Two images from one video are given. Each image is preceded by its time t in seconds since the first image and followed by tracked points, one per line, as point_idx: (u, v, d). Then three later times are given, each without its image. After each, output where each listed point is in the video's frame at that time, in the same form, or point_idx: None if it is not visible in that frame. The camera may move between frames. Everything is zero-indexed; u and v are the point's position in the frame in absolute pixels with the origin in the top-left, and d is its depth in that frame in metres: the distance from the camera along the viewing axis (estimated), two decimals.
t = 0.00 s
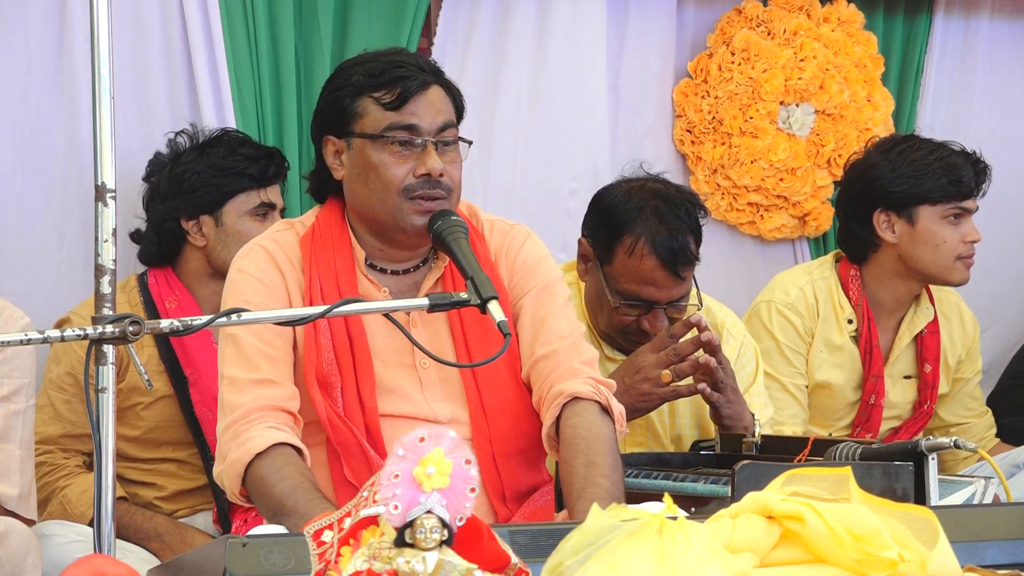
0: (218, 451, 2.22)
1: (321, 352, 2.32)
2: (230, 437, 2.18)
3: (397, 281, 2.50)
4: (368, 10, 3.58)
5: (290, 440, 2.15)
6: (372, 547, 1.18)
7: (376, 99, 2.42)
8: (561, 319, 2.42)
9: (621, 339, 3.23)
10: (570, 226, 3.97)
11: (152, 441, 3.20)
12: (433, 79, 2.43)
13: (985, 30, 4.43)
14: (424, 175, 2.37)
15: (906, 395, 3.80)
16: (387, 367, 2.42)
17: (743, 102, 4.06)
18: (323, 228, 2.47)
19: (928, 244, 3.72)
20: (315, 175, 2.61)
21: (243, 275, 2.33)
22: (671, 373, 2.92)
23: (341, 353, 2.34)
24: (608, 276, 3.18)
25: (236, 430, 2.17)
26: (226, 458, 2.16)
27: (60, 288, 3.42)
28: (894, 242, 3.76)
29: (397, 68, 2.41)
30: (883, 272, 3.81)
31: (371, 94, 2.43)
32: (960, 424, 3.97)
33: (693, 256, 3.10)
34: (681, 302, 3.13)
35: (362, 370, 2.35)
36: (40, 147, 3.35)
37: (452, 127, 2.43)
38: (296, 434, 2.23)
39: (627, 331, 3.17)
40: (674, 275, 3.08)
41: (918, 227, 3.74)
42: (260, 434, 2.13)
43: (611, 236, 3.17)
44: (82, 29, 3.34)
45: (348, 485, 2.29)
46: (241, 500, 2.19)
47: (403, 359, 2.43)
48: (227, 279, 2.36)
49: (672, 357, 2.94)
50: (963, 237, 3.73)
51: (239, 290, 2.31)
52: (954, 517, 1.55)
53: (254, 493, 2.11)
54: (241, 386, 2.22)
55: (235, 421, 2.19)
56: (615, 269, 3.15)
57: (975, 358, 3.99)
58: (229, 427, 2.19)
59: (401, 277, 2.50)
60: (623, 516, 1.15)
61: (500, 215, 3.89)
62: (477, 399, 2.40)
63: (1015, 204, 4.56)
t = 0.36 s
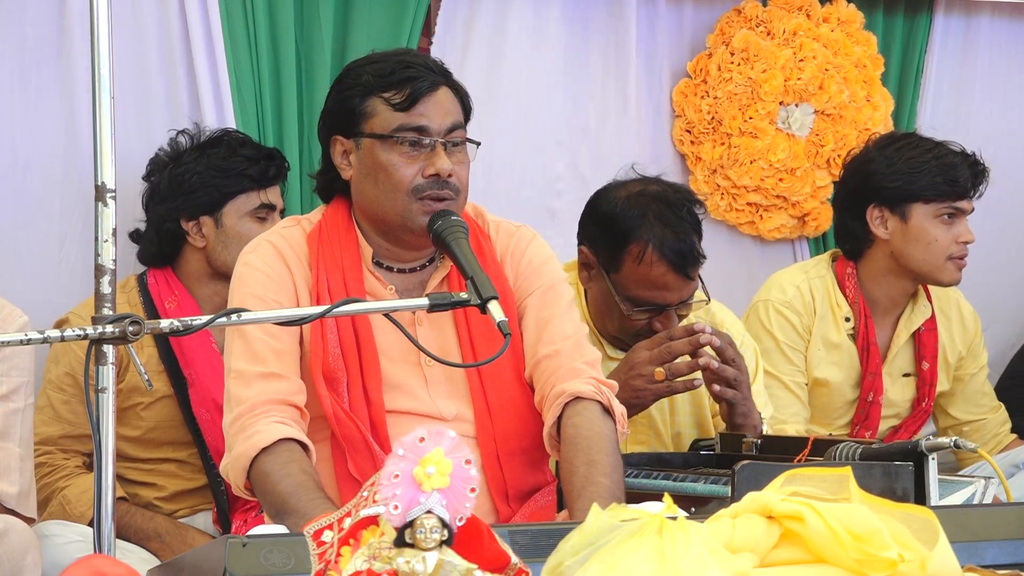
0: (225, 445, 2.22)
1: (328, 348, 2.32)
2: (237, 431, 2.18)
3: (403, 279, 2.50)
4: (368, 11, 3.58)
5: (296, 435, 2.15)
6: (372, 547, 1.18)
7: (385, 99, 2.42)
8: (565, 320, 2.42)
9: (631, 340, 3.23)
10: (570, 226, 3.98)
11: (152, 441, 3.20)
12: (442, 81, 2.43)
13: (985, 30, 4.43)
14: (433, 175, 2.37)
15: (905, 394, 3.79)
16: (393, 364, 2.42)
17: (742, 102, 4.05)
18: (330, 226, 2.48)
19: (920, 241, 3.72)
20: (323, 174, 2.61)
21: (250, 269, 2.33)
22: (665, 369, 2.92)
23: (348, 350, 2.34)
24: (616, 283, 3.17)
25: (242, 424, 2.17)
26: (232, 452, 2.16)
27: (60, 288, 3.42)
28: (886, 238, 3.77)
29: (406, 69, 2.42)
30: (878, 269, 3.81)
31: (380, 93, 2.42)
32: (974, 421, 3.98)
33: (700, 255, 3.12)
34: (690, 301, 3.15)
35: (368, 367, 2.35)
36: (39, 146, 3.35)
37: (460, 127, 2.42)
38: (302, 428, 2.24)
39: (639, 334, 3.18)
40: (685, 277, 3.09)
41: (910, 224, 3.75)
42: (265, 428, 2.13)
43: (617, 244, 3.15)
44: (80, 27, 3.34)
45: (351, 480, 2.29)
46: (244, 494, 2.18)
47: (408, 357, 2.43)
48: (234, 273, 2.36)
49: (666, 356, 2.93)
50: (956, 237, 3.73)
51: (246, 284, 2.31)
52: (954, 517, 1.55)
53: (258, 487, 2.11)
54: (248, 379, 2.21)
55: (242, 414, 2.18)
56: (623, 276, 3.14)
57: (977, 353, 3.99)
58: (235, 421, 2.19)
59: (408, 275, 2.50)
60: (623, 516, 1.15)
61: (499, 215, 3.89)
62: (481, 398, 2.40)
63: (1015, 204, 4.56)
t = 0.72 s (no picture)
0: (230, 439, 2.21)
1: (330, 344, 2.33)
2: (240, 427, 2.17)
3: (405, 276, 2.50)
4: (368, 10, 3.58)
5: (300, 430, 2.15)
6: (372, 547, 1.18)
7: (394, 106, 2.41)
8: (567, 319, 2.42)
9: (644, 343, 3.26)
10: (570, 226, 3.98)
11: (152, 442, 3.20)
12: (455, 93, 2.40)
13: (984, 29, 4.44)
14: (429, 188, 2.36)
15: (904, 394, 3.79)
16: (395, 361, 2.42)
17: (747, 101, 4.05)
18: (333, 222, 2.48)
19: (915, 240, 3.73)
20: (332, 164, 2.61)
21: (253, 265, 2.34)
22: (678, 376, 2.94)
23: (350, 348, 2.34)
24: (629, 293, 3.16)
25: (246, 419, 2.17)
26: (235, 447, 2.16)
27: (60, 288, 3.42)
28: (882, 237, 3.78)
29: (418, 79, 2.40)
30: (874, 269, 3.81)
31: (391, 100, 2.41)
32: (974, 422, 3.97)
33: (713, 260, 3.12)
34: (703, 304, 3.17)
35: (371, 366, 2.35)
36: (39, 146, 3.35)
37: (468, 139, 2.40)
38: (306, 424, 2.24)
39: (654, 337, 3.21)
40: (700, 284, 3.10)
41: (905, 223, 3.75)
42: (269, 424, 2.13)
43: (630, 257, 3.13)
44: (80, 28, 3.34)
45: (353, 478, 2.29)
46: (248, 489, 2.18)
47: (410, 355, 2.43)
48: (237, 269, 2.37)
49: (684, 364, 2.95)
50: (951, 235, 3.73)
51: (249, 279, 2.31)
52: (954, 517, 1.55)
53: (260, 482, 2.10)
54: (250, 374, 2.22)
55: (246, 409, 2.18)
56: (637, 286, 3.14)
57: (977, 353, 3.99)
58: (239, 416, 2.19)
59: (410, 272, 2.51)
60: (622, 516, 1.15)
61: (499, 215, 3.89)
62: (483, 397, 2.40)
63: (1014, 203, 4.57)
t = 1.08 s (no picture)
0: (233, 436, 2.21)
1: (335, 343, 2.32)
2: (244, 424, 2.17)
3: (412, 276, 2.51)
4: (368, 10, 3.58)
5: (304, 429, 2.15)
6: (372, 547, 1.18)
7: (399, 101, 2.41)
8: (574, 322, 2.42)
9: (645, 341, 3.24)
10: (570, 226, 3.98)
11: (152, 442, 3.20)
12: (462, 92, 2.41)
13: (983, 29, 4.44)
14: (426, 185, 2.36)
15: (904, 395, 3.80)
16: (400, 362, 2.42)
17: (749, 100, 4.06)
18: (342, 220, 2.48)
19: (924, 246, 3.72)
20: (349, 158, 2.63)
21: (261, 261, 2.34)
22: (671, 377, 2.95)
23: (355, 349, 2.34)
24: (631, 287, 3.17)
25: (250, 416, 2.17)
26: (239, 444, 2.16)
27: (60, 287, 3.42)
28: (890, 243, 3.76)
29: (424, 75, 2.40)
30: (877, 272, 3.80)
31: (396, 95, 2.41)
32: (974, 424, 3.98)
33: (715, 259, 3.13)
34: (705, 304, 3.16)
35: (376, 367, 2.35)
36: (40, 146, 3.35)
37: (471, 141, 2.40)
38: (310, 422, 2.23)
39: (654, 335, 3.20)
40: (702, 280, 3.10)
41: (915, 229, 3.74)
42: (273, 421, 2.13)
43: (633, 249, 3.14)
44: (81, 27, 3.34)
45: (355, 477, 2.29)
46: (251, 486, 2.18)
47: (415, 356, 2.43)
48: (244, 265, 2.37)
49: (676, 365, 2.96)
50: (959, 241, 3.73)
51: (257, 276, 2.31)
52: (954, 516, 1.55)
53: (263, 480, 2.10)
54: (255, 373, 2.22)
55: (251, 406, 2.18)
56: (640, 282, 3.14)
57: (977, 355, 3.98)
58: (242, 414, 2.19)
59: (417, 273, 2.51)
60: (623, 517, 1.15)
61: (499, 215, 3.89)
62: (487, 399, 2.40)
63: (1014, 203, 4.57)
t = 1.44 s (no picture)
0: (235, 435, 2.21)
1: (338, 344, 2.32)
2: (245, 423, 2.17)
3: (416, 277, 2.51)
4: (368, 10, 3.58)
5: (305, 429, 2.15)
6: (372, 547, 1.18)
7: (406, 101, 2.41)
8: (577, 323, 2.42)
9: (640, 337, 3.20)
10: (570, 225, 3.98)
11: (152, 442, 3.20)
12: (470, 92, 2.41)
13: (983, 29, 4.44)
14: (434, 186, 2.36)
15: (906, 396, 3.79)
16: (402, 363, 2.42)
17: (747, 101, 4.06)
18: (346, 220, 2.48)
19: (930, 246, 3.72)
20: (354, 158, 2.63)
21: (265, 260, 2.34)
22: (671, 378, 2.94)
23: (358, 349, 2.34)
24: (626, 276, 3.16)
25: (251, 416, 2.17)
26: (240, 443, 2.16)
27: (60, 288, 3.42)
28: (895, 247, 3.75)
29: (433, 75, 2.40)
30: (882, 274, 3.80)
31: (404, 94, 2.41)
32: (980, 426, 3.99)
33: (712, 249, 3.14)
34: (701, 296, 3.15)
35: (379, 368, 2.35)
36: (40, 146, 3.35)
37: (479, 144, 2.40)
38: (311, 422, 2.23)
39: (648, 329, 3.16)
40: (698, 269, 3.10)
41: (919, 231, 3.73)
42: (275, 420, 2.13)
43: (629, 235, 3.15)
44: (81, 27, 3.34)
45: (356, 477, 2.30)
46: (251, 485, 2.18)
47: (418, 356, 2.43)
48: (248, 264, 2.37)
49: (676, 368, 2.96)
50: (963, 234, 3.74)
51: (261, 275, 2.32)
52: (954, 516, 1.55)
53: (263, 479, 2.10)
54: (257, 373, 2.22)
55: (253, 405, 2.18)
56: (636, 269, 3.14)
57: (978, 356, 3.99)
58: (243, 413, 2.19)
59: (420, 273, 2.51)
60: (623, 516, 1.15)
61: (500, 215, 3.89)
62: (489, 399, 2.40)
63: (1014, 203, 4.56)
